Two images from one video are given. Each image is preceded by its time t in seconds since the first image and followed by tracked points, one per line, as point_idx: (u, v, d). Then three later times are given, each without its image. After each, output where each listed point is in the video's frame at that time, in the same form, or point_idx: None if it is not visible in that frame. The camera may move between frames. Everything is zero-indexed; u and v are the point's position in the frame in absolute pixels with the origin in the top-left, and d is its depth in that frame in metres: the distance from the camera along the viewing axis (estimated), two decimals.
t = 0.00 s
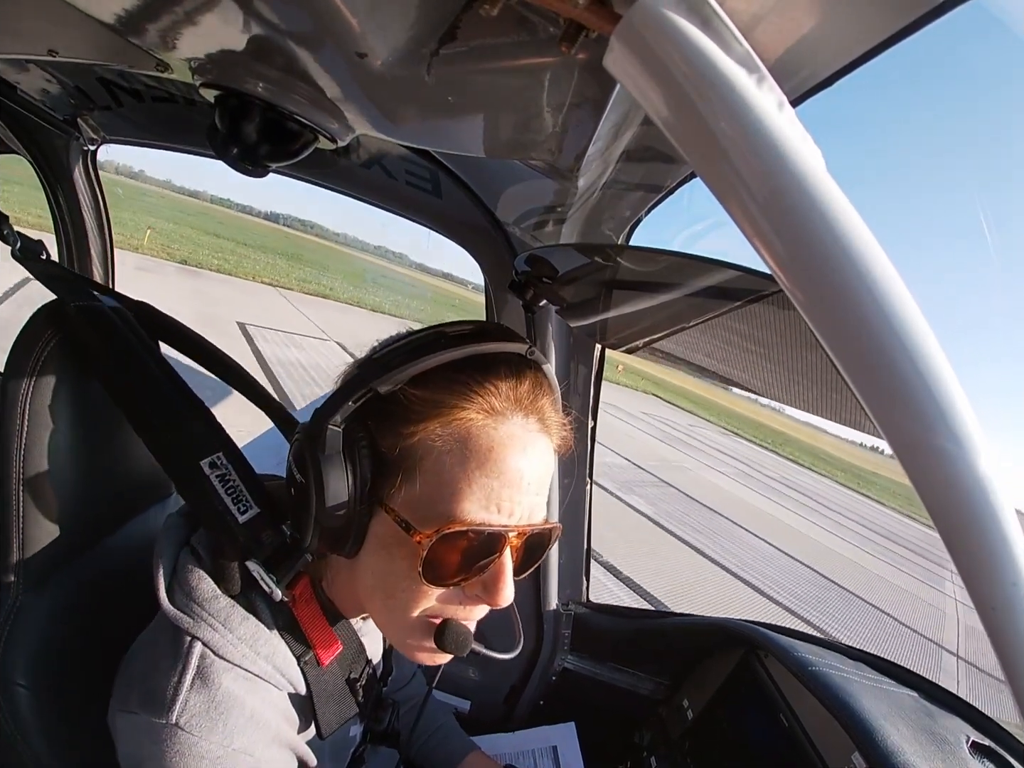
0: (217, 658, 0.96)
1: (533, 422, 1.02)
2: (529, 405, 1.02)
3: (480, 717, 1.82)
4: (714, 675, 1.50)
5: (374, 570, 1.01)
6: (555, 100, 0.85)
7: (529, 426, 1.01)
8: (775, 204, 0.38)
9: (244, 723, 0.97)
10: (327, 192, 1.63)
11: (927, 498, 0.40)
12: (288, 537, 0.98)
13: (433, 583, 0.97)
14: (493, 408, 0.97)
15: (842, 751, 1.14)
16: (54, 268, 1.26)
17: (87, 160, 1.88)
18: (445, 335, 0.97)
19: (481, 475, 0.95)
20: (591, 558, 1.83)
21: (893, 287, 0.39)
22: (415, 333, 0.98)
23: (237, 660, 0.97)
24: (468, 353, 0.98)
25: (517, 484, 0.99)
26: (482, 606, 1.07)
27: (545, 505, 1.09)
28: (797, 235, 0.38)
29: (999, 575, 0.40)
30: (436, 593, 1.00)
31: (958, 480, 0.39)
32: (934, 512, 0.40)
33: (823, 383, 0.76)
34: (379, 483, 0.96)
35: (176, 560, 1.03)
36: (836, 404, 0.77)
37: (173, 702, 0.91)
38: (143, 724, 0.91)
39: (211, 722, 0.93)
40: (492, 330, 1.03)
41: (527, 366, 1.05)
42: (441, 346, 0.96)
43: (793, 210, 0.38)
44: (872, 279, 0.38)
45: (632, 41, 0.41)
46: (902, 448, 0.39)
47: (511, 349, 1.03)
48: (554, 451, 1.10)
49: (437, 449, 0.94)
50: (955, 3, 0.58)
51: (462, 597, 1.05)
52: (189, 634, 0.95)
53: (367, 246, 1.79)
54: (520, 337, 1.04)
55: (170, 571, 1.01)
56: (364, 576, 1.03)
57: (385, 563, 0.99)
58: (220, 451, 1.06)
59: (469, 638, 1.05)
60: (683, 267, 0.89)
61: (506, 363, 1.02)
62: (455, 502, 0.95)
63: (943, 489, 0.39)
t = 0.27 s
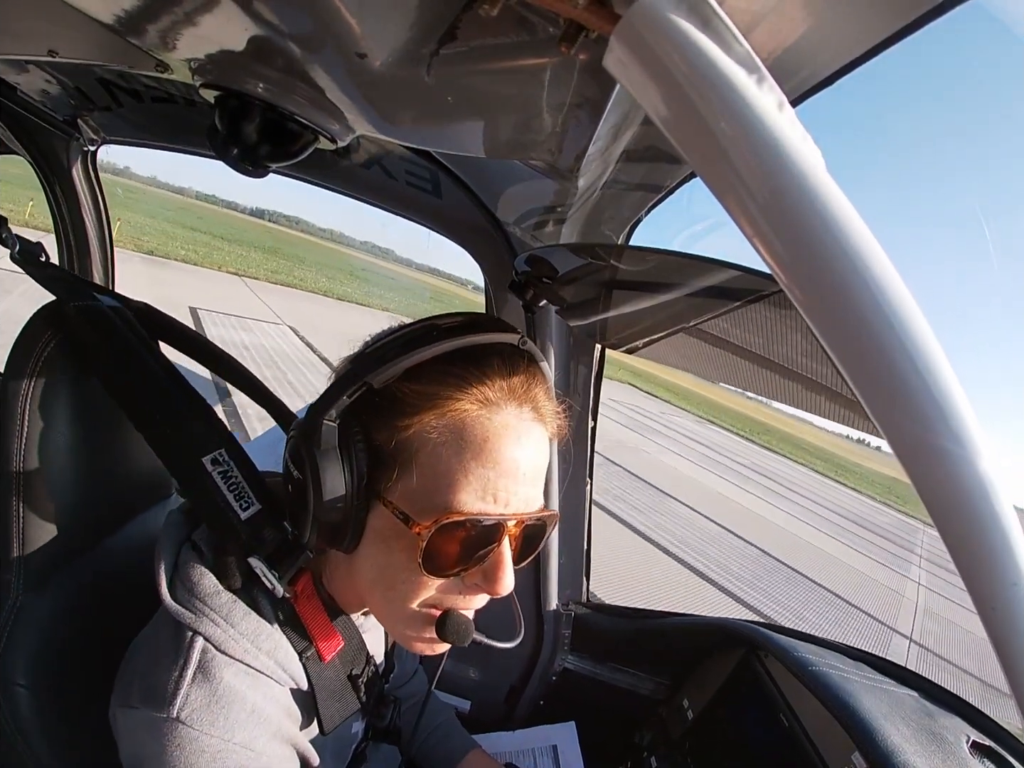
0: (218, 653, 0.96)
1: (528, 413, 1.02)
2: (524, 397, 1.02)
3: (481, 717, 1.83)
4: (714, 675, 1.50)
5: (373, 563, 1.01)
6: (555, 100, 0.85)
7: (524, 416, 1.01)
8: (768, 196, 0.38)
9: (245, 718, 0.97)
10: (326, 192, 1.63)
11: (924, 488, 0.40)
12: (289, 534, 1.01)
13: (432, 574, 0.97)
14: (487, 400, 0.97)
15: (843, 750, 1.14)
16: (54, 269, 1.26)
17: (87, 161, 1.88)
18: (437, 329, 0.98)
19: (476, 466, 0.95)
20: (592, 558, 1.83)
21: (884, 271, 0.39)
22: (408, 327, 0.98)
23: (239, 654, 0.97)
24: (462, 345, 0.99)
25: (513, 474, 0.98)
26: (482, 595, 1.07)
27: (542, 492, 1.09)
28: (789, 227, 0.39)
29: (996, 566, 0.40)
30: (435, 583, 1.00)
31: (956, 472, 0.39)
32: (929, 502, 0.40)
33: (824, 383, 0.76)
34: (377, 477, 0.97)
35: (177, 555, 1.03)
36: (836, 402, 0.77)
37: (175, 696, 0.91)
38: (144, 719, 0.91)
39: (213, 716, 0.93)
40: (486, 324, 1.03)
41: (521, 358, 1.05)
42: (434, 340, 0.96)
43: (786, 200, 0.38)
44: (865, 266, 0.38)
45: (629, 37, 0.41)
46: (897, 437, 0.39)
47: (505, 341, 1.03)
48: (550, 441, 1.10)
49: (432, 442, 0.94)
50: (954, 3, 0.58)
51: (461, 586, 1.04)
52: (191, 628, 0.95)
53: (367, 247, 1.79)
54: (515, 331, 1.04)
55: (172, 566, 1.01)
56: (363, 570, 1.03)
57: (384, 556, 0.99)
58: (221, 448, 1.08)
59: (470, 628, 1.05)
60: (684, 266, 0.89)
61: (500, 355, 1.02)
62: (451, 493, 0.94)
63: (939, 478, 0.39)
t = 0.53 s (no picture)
0: (220, 653, 0.96)
1: (529, 416, 1.02)
2: (526, 399, 1.02)
3: (482, 717, 1.83)
4: (715, 674, 1.50)
5: (376, 565, 1.01)
6: (555, 99, 0.85)
7: (525, 419, 1.01)
8: (775, 204, 0.38)
9: (247, 717, 0.97)
10: (326, 192, 1.63)
11: (930, 497, 0.40)
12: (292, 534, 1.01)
13: (435, 577, 0.97)
14: (489, 402, 0.97)
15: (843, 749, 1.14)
16: (55, 270, 1.27)
17: (87, 161, 1.88)
18: (437, 332, 0.97)
19: (480, 469, 0.95)
20: (593, 557, 1.83)
21: (892, 279, 0.39)
22: (409, 328, 0.97)
23: (241, 654, 0.97)
24: (465, 347, 0.98)
25: (516, 478, 0.99)
26: (484, 597, 1.08)
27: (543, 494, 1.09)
28: (797, 236, 0.38)
29: (1000, 574, 0.40)
30: (438, 586, 1.00)
31: (962, 482, 0.39)
32: (936, 510, 0.40)
33: (824, 382, 0.76)
34: (380, 480, 0.97)
35: (179, 556, 1.03)
36: (836, 402, 0.77)
37: (177, 695, 0.91)
38: (146, 719, 0.91)
39: (215, 716, 0.93)
40: (488, 325, 1.03)
41: (523, 360, 1.05)
42: (436, 343, 0.95)
43: (793, 208, 0.38)
44: (873, 275, 0.38)
45: (634, 42, 0.41)
46: (904, 445, 0.39)
47: (505, 342, 1.03)
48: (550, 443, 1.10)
49: (435, 445, 0.94)
50: (953, 2, 0.58)
51: (463, 588, 1.04)
52: (194, 628, 0.95)
53: (366, 247, 1.79)
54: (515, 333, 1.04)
55: (174, 567, 1.01)
56: (366, 572, 1.03)
57: (387, 559, 0.99)
58: (223, 449, 1.09)
59: (473, 629, 1.05)
60: (684, 265, 0.89)
61: (502, 359, 1.02)
62: (455, 497, 0.95)
63: (946, 486, 0.39)
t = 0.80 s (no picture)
0: (222, 646, 0.96)
1: (526, 408, 1.02)
2: (522, 392, 1.02)
3: (481, 716, 1.83)
4: (715, 674, 1.50)
5: (377, 559, 1.01)
6: (556, 100, 0.85)
7: (522, 412, 1.01)
8: (773, 202, 0.38)
9: (249, 711, 0.97)
10: (326, 191, 1.63)
11: (928, 496, 0.40)
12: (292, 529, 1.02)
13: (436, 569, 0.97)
14: (487, 396, 0.97)
15: (842, 750, 1.14)
16: (57, 269, 1.27)
17: (88, 160, 1.88)
18: (434, 330, 0.98)
19: (477, 462, 0.95)
20: (592, 558, 1.83)
21: (886, 273, 0.39)
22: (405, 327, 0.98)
23: (243, 648, 0.97)
24: (459, 343, 0.99)
25: (513, 470, 0.99)
26: (484, 587, 1.07)
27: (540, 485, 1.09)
28: (795, 235, 0.38)
29: (999, 573, 0.40)
30: (439, 578, 1.01)
31: (961, 481, 0.39)
32: (935, 510, 0.40)
33: (824, 384, 0.76)
34: (379, 474, 0.97)
35: (182, 552, 1.04)
36: (837, 403, 0.77)
37: (179, 689, 0.91)
38: (147, 713, 0.91)
39: (216, 710, 0.93)
40: (484, 322, 1.03)
41: (519, 355, 1.05)
42: (432, 339, 0.96)
43: (791, 206, 0.38)
44: (868, 271, 0.38)
45: (633, 41, 0.41)
46: (902, 444, 0.39)
47: (500, 337, 1.03)
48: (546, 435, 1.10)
49: (434, 439, 0.94)
50: (954, 5, 0.58)
51: (463, 579, 1.04)
52: (196, 622, 0.95)
53: (366, 247, 1.79)
54: (512, 329, 1.04)
55: (177, 563, 1.02)
56: (366, 566, 1.03)
57: (387, 552, 0.99)
58: (226, 445, 1.10)
59: (474, 619, 1.05)
60: (685, 266, 0.89)
61: (497, 353, 1.02)
62: (453, 489, 0.95)
63: (943, 485, 0.39)
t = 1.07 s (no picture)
0: (228, 642, 0.96)
1: (531, 409, 1.02)
2: (527, 393, 1.02)
3: (482, 715, 1.83)
4: (715, 674, 1.51)
5: (382, 557, 1.01)
6: (556, 99, 0.85)
7: (528, 413, 1.01)
8: (775, 202, 0.38)
9: (254, 706, 0.97)
10: (326, 191, 1.63)
11: (932, 499, 0.40)
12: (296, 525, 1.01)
13: (441, 568, 0.97)
14: (493, 396, 0.97)
15: (844, 749, 1.14)
16: (57, 270, 1.27)
17: (87, 161, 1.88)
18: (443, 327, 0.96)
19: (483, 462, 0.95)
20: (593, 557, 1.83)
21: (892, 275, 0.39)
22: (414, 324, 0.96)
23: (248, 643, 0.97)
24: (468, 344, 0.98)
25: (519, 470, 0.99)
26: (489, 586, 1.07)
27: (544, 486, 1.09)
28: (798, 235, 0.39)
29: (998, 569, 0.40)
30: (444, 577, 1.01)
31: (960, 478, 0.39)
32: (938, 514, 0.40)
33: (825, 383, 0.76)
34: (384, 473, 0.97)
35: (185, 548, 1.04)
36: (838, 403, 0.77)
37: (185, 685, 0.91)
38: (154, 709, 0.91)
39: (222, 705, 0.93)
40: (493, 320, 1.02)
41: (525, 354, 1.05)
42: (443, 338, 0.94)
43: (792, 206, 0.38)
44: (874, 272, 0.38)
45: (633, 41, 0.41)
46: (906, 447, 0.39)
47: (507, 338, 1.03)
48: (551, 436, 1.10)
49: (441, 438, 0.94)
50: (954, 3, 0.58)
51: (468, 579, 1.04)
52: (202, 617, 0.96)
53: (366, 247, 1.79)
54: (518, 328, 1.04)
55: (182, 559, 1.02)
56: (372, 564, 1.04)
57: (393, 551, 1.00)
58: (229, 442, 1.11)
59: (478, 618, 1.06)
60: (686, 266, 0.89)
61: (504, 353, 1.02)
62: (459, 489, 0.95)
63: (948, 489, 0.39)
